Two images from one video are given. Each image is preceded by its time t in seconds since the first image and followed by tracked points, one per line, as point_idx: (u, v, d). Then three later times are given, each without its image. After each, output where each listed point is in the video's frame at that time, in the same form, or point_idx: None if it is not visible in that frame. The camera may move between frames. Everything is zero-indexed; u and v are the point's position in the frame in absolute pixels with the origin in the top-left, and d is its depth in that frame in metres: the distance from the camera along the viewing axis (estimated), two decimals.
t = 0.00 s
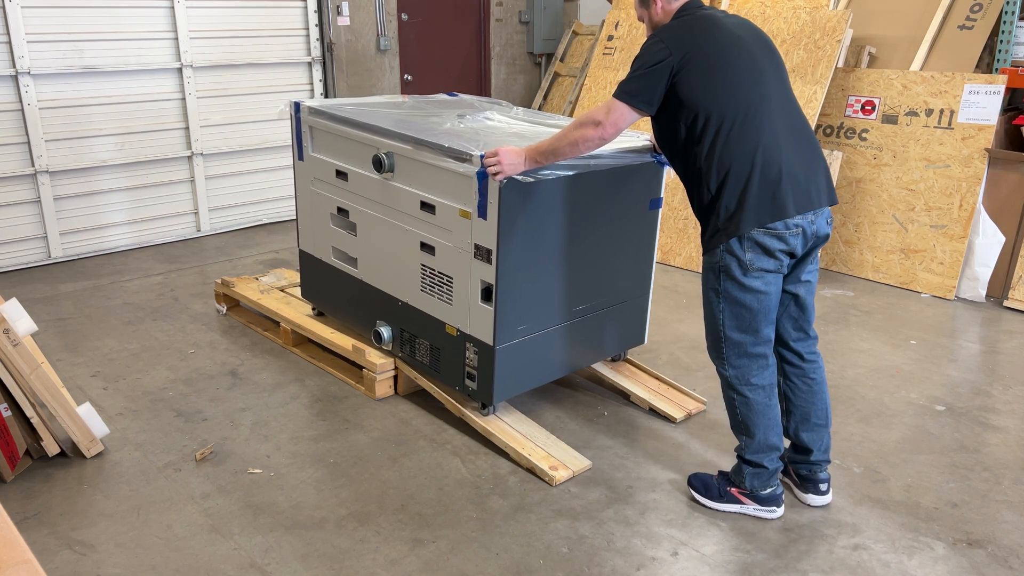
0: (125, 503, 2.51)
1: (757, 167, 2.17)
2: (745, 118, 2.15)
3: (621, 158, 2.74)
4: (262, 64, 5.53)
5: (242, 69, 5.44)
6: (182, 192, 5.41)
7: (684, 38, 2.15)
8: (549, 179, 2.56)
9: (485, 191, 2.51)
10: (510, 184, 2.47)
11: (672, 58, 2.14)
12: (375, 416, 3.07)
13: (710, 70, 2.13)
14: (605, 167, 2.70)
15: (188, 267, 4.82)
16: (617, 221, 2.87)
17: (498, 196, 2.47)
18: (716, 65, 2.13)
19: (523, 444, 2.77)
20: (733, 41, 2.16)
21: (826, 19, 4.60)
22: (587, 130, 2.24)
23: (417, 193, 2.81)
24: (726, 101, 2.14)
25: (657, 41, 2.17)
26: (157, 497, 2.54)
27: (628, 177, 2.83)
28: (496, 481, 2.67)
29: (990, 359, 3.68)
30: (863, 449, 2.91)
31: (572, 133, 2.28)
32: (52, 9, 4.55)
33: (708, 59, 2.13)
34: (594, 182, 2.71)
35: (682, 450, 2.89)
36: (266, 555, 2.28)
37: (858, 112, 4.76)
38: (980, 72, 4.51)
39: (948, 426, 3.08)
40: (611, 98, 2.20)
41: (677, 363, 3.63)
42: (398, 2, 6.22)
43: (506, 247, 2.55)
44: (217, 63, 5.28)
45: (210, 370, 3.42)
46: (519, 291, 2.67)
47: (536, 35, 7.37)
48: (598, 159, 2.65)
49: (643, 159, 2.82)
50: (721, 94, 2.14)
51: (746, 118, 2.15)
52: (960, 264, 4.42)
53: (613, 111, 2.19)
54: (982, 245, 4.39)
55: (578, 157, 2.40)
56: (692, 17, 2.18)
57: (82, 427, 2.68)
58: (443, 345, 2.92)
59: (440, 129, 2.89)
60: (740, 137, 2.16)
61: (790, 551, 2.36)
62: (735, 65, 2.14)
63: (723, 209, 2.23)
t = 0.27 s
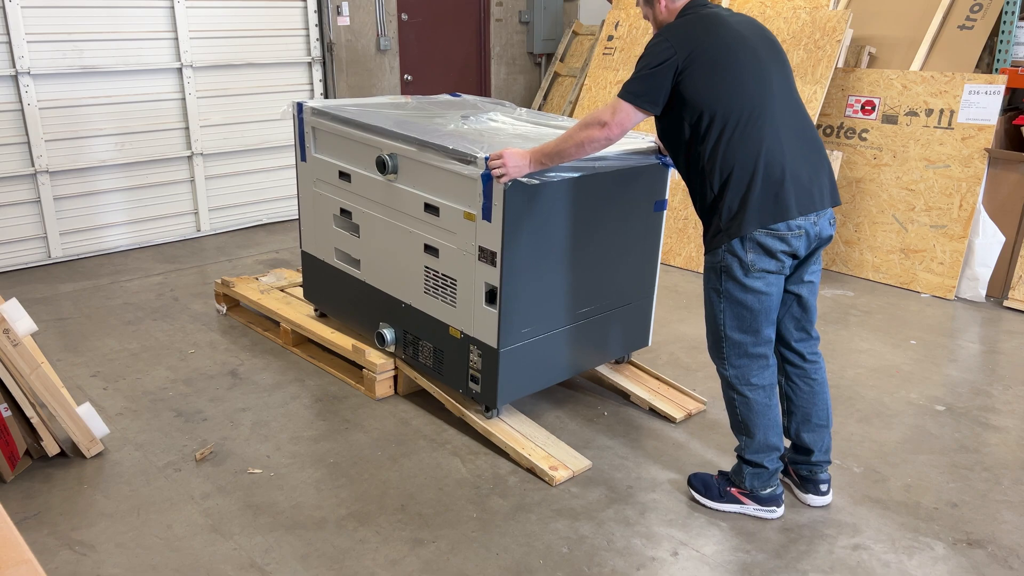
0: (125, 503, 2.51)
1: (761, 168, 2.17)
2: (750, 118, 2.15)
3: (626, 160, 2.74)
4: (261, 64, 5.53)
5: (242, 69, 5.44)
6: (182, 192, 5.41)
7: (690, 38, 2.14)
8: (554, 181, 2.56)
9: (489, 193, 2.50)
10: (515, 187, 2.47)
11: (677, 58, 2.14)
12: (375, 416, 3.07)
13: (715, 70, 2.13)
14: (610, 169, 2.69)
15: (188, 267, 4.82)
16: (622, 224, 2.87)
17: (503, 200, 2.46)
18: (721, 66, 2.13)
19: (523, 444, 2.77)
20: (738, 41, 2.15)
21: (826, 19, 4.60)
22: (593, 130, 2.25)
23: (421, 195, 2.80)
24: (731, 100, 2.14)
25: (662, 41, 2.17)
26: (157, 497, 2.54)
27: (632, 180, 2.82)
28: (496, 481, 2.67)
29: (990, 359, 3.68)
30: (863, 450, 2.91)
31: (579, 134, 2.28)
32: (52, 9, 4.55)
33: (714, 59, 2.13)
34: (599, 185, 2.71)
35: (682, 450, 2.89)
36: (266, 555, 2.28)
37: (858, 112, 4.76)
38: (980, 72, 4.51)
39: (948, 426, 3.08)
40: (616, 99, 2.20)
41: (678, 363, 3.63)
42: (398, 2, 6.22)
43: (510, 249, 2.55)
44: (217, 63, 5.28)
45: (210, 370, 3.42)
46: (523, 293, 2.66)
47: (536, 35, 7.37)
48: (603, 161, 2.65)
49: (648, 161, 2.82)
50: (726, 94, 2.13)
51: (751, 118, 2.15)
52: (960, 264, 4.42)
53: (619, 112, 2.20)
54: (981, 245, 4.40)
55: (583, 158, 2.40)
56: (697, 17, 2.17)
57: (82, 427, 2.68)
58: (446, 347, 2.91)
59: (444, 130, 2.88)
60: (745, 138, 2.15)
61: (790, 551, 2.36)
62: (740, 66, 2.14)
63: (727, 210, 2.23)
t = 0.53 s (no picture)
0: (125, 503, 2.51)
1: (770, 168, 2.16)
2: (759, 117, 2.14)
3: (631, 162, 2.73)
4: (261, 64, 5.53)
5: (242, 69, 5.44)
6: (182, 192, 5.41)
7: (697, 38, 2.13)
8: (559, 183, 2.55)
9: (494, 195, 2.49)
10: (520, 189, 2.46)
11: (684, 58, 2.13)
12: (375, 416, 3.07)
13: (723, 70, 2.12)
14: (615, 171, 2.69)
15: (188, 267, 4.82)
16: (628, 226, 2.86)
17: (508, 202, 2.45)
18: (729, 66, 2.12)
19: (523, 444, 2.77)
20: (746, 41, 2.14)
21: (826, 19, 4.60)
22: (600, 131, 2.23)
23: (425, 197, 2.79)
24: (739, 100, 2.13)
25: (670, 41, 2.16)
26: (157, 497, 2.54)
27: (637, 181, 2.81)
28: (496, 481, 2.67)
29: (990, 359, 3.68)
30: (863, 450, 2.91)
31: (584, 136, 2.27)
32: (52, 9, 4.55)
33: (722, 59, 2.12)
34: (604, 187, 2.70)
35: (682, 450, 2.89)
36: (266, 555, 2.28)
37: (858, 112, 4.76)
38: (980, 72, 4.51)
39: (949, 426, 3.07)
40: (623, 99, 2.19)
41: (678, 363, 3.63)
42: (398, 2, 6.22)
43: (515, 251, 2.54)
44: (217, 63, 5.28)
45: (210, 370, 3.42)
46: (528, 295, 2.65)
47: (536, 35, 7.37)
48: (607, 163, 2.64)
49: (653, 164, 2.81)
50: (734, 94, 2.13)
51: (760, 118, 2.14)
52: (960, 264, 4.42)
53: (626, 113, 2.19)
54: (981, 245, 4.39)
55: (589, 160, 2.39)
56: (704, 16, 2.16)
57: (82, 427, 2.68)
58: (450, 350, 2.90)
59: (448, 132, 2.88)
60: (754, 138, 2.15)
61: (790, 551, 2.36)
62: (748, 66, 2.13)
63: (735, 210, 2.23)
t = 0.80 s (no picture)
0: (125, 503, 2.51)
1: (785, 170, 2.16)
2: (771, 119, 2.14)
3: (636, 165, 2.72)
4: (261, 64, 5.53)
5: (242, 69, 5.44)
6: (182, 192, 5.41)
7: (706, 40, 2.12)
8: (565, 185, 2.54)
9: (499, 197, 2.49)
10: (526, 191, 2.45)
11: (694, 61, 2.11)
12: (376, 416, 3.07)
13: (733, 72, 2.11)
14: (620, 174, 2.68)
15: (188, 267, 4.82)
16: (633, 228, 2.86)
17: (513, 204, 2.45)
18: (739, 68, 2.11)
19: (523, 444, 2.77)
20: (754, 42, 2.13)
21: (826, 19, 4.61)
22: (607, 134, 2.22)
23: (429, 199, 2.79)
24: (750, 103, 2.12)
25: (677, 44, 2.14)
26: (157, 497, 2.54)
27: (643, 184, 2.81)
28: (496, 481, 2.67)
29: (990, 359, 3.68)
30: (863, 450, 2.91)
31: (591, 138, 2.26)
32: (52, 9, 4.55)
33: (731, 61, 2.11)
34: (609, 190, 2.70)
35: (682, 450, 2.89)
36: (266, 555, 2.28)
37: (858, 112, 4.76)
38: (980, 72, 4.50)
39: (948, 426, 3.07)
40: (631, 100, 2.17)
41: (678, 363, 3.63)
42: (398, 2, 6.22)
43: (520, 254, 2.53)
44: (216, 63, 5.28)
45: (210, 370, 3.42)
46: (534, 297, 2.65)
47: (536, 35, 7.37)
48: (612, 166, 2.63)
49: (657, 166, 2.81)
50: (744, 98, 2.12)
51: (770, 121, 2.13)
52: (960, 264, 4.42)
53: (633, 115, 2.17)
54: (981, 245, 4.39)
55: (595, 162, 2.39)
56: (711, 18, 2.14)
57: (82, 427, 2.68)
58: (453, 352, 2.90)
59: (452, 134, 2.87)
60: (767, 140, 2.14)
61: (790, 551, 2.36)
62: (757, 67, 2.12)
63: (750, 213, 2.21)
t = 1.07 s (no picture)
0: (125, 503, 2.51)
1: (797, 176, 2.15)
2: (782, 125, 2.13)
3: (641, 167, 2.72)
4: (261, 64, 5.53)
5: (242, 69, 5.44)
6: (182, 192, 5.41)
7: (714, 45, 2.11)
8: (570, 188, 2.54)
9: (504, 200, 2.49)
10: (530, 194, 2.45)
11: (702, 66, 2.11)
12: (376, 416, 3.07)
13: (742, 78, 2.11)
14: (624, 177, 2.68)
15: (188, 267, 4.82)
16: (638, 231, 2.86)
17: (517, 207, 2.45)
18: (747, 74, 2.11)
19: (523, 444, 2.78)
20: (762, 48, 2.14)
21: (826, 19, 4.61)
22: (612, 139, 2.23)
23: (433, 201, 2.79)
24: (760, 108, 2.12)
25: (686, 50, 2.13)
26: (157, 497, 2.54)
27: (647, 186, 2.81)
28: (496, 481, 2.67)
29: (990, 359, 3.69)
30: (862, 450, 2.91)
31: (597, 143, 2.26)
32: (52, 10, 4.55)
33: (740, 67, 2.11)
34: (614, 193, 2.69)
35: (682, 450, 2.89)
36: (266, 555, 2.28)
37: (858, 112, 4.75)
38: (980, 72, 4.50)
39: (948, 426, 3.07)
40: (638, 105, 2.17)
41: (678, 363, 3.63)
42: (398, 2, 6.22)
43: (525, 257, 2.53)
44: (216, 63, 5.28)
45: (210, 370, 3.42)
46: (539, 301, 2.65)
47: (536, 35, 7.37)
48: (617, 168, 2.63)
49: (662, 168, 2.81)
50: (753, 103, 2.12)
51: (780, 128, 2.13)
52: (960, 264, 4.42)
53: (639, 121, 2.17)
54: (981, 245, 4.39)
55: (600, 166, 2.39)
56: (719, 24, 2.14)
57: (82, 427, 2.68)
58: (457, 355, 2.90)
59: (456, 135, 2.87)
60: (779, 145, 2.13)
61: (790, 551, 2.36)
62: (766, 73, 2.13)
63: (763, 220, 2.19)
